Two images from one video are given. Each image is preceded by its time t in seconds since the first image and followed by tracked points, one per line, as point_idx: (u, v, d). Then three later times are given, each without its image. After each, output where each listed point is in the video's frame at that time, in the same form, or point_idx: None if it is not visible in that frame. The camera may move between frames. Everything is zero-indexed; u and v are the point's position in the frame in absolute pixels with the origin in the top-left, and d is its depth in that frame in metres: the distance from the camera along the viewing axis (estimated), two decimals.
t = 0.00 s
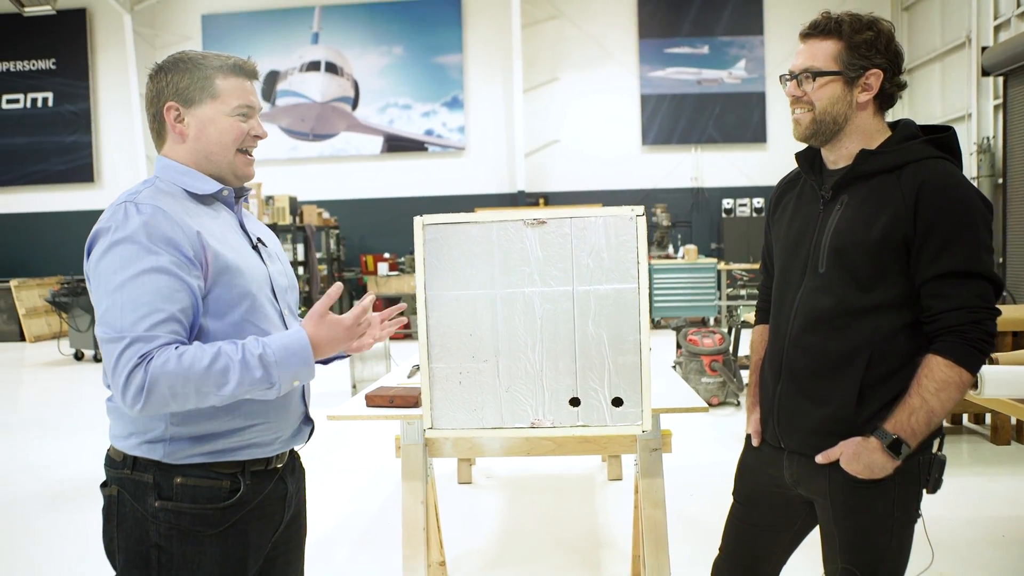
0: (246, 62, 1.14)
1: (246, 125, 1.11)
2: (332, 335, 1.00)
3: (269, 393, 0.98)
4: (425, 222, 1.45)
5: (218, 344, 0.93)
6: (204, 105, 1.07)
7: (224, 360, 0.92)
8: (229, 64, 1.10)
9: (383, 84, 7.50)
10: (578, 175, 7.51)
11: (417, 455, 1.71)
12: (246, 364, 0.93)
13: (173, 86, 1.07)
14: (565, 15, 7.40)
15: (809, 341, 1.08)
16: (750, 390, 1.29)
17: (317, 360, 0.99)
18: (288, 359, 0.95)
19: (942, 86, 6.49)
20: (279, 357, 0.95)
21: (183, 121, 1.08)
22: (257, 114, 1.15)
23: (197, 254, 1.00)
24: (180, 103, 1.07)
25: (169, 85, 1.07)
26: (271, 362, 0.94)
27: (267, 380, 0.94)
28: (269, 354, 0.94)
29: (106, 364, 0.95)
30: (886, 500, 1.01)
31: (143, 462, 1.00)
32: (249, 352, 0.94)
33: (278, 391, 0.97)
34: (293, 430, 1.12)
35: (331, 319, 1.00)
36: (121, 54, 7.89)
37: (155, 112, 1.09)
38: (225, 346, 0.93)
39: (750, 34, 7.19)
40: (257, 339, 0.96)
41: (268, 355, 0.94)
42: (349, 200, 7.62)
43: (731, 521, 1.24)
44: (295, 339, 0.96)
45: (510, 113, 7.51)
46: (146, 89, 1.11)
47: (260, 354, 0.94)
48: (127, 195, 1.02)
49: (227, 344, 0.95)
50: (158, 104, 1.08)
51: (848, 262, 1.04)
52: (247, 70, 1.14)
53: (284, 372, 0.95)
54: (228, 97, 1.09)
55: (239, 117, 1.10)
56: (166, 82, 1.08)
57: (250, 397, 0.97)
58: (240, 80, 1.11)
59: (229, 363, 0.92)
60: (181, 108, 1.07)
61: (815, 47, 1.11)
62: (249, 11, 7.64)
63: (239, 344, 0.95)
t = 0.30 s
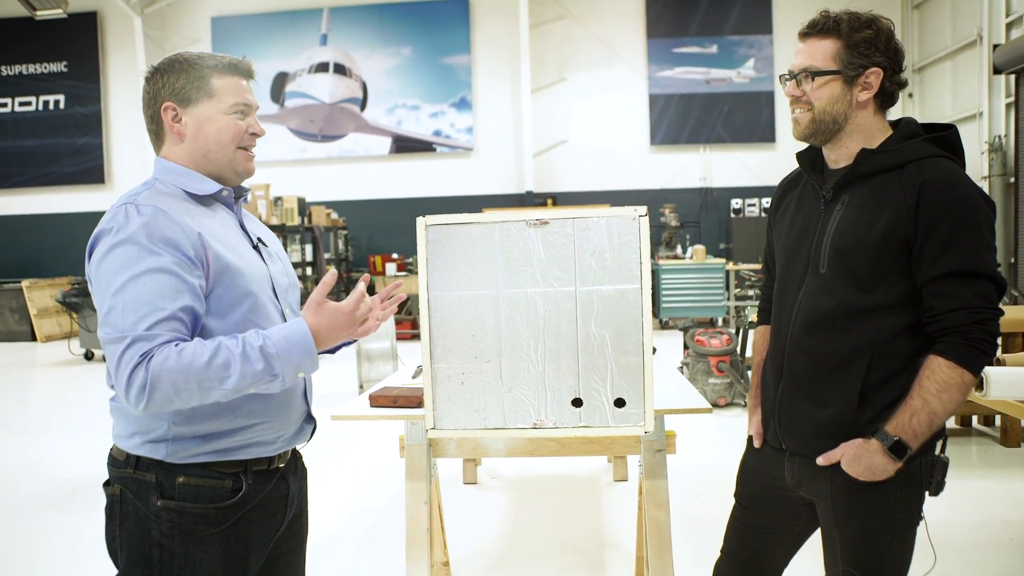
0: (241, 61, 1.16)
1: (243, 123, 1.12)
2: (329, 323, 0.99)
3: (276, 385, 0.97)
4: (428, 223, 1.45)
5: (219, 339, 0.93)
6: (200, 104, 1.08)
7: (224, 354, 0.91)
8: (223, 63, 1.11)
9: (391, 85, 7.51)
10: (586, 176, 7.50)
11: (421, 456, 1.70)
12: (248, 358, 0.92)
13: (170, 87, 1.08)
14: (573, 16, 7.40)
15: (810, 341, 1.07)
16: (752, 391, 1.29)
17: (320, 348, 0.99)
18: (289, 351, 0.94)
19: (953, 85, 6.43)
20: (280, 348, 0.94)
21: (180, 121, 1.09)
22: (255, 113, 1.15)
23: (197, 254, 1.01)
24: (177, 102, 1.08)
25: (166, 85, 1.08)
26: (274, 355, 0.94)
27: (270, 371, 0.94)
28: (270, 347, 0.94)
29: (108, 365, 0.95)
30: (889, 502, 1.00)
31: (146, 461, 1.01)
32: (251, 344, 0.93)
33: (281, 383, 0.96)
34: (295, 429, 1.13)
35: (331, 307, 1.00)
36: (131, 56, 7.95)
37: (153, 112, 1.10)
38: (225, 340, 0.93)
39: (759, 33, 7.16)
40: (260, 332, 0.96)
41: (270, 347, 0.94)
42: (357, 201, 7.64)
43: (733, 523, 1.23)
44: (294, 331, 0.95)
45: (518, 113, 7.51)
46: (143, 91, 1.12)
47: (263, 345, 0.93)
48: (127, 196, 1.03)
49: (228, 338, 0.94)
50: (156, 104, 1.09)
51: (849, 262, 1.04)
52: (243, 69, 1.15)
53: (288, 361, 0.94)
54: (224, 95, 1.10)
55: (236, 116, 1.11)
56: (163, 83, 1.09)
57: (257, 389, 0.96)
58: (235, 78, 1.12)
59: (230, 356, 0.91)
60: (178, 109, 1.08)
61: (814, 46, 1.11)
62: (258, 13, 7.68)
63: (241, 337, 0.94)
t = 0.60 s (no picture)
0: (226, 63, 1.16)
1: (233, 123, 1.13)
2: (315, 350, 1.03)
3: (261, 402, 1.00)
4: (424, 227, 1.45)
5: (215, 352, 0.95)
6: (190, 104, 1.09)
7: (221, 368, 0.94)
8: (210, 65, 1.12)
9: (393, 89, 7.53)
10: (588, 180, 7.50)
11: (418, 459, 1.70)
12: (244, 372, 0.95)
13: (159, 87, 1.08)
14: (576, 21, 7.41)
15: (806, 348, 1.07)
16: (748, 398, 1.28)
17: (304, 375, 1.02)
18: (278, 371, 0.98)
19: (956, 91, 6.44)
20: (272, 366, 0.98)
21: (170, 121, 1.08)
22: (242, 114, 1.16)
23: (189, 258, 1.00)
24: (167, 102, 1.08)
25: (155, 86, 1.08)
26: (266, 372, 0.97)
27: (258, 389, 0.96)
28: (263, 364, 0.97)
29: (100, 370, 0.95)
30: (883, 511, 1.00)
31: (136, 467, 1.00)
32: (245, 361, 0.96)
33: (264, 403, 0.99)
34: (287, 434, 1.12)
35: (323, 341, 1.05)
36: (134, 59, 7.96)
37: (141, 114, 1.09)
38: (222, 354, 0.95)
39: (761, 39, 7.17)
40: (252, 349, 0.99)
41: (265, 364, 0.97)
42: (359, 204, 7.65)
43: (727, 531, 1.22)
44: (284, 352, 1.00)
45: (520, 117, 7.52)
46: (129, 92, 1.11)
47: (256, 363, 0.96)
48: (118, 199, 1.02)
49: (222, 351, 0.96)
50: (145, 105, 1.08)
51: (845, 268, 1.03)
52: (227, 71, 1.16)
53: (278, 384, 0.98)
54: (213, 95, 1.10)
55: (225, 115, 1.11)
56: (152, 84, 1.08)
57: (237, 408, 0.99)
58: (221, 79, 1.12)
59: (226, 370, 0.94)
60: (169, 108, 1.08)
61: (809, 53, 1.10)
62: (261, 16, 7.70)
63: (235, 352, 0.97)
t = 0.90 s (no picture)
0: (223, 62, 1.16)
1: (231, 121, 1.12)
2: (312, 348, 1.04)
3: (255, 402, 0.99)
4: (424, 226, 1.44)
5: (208, 353, 0.95)
6: (187, 102, 1.08)
7: (215, 369, 0.93)
8: (206, 64, 1.12)
9: (395, 88, 7.52)
10: (590, 179, 7.49)
11: (420, 460, 1.69)
12: (237, 373, 0.95)
13: (156, 85, 1.07)
14: (577, 19, 7.40)
15: (807, 348, 1.06)
16: (751, 398, 1.27)
17: (300, 374, 1.02)
18: (272, 370, 0.97)
19: (959, 89, 6.41)
20: (266, 366, 0.97)
21: (168, 118, 1.08)
22: (240, 112, 1.16)
23: (183, 259, 1.00)
24: (164, 100, 1.07)
25: (152, 85, 1.08)
26: (260, 372, 0.96)
27: (253, 389, 0.96)
28: (258, 364, 0.96)
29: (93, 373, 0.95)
30: (888, 511, 0.99)
31: (131, 467, 1.00)
32: (239, 361, 0.95)
33: (258, 403, 0.99)
34: (285, 434, 1.12)
35: (320, 341, 1.06)
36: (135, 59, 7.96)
37: (138, 112, 1.09)
38: (216, 355, 0.95)
39: (763, 37, 7.15)
40: (246, 349, 0.98)
41: (259, 364, 0.96)
42: (361, 204, 7.66)
43: (730, 531, 1.22)
44: (280, 351, 0.99)
45: (522, 116, 7.51)
46: (126, 92, 1.11)
47: (250, 363, 0.96)
48: (111, 201, 1.02)
49: (215, 353, 0.96)
50: (142, 103, 1.08)
51: (846, 267, 1.02)
52: (224, 69, 1.16)
53: (272, 384, 0.98)
54: (210, 93, 1.10)
55: (222, 113, 1.11)
56: (149, 82, 1.08)
57: (232, 409, 0.98)
58: (218, 78, 1.12)
59: (219, 370, 0.93)
60: (166, 106, 1.07)
61: (810, 50, 1.10)
62: (262, 16, 7.70)
63: (229, 353, 0.96)
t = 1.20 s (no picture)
0: (234, 62, 1.17)
1: (242, 119, 1.13)
2: (319, 349, 1.04)
3: (258, 404, 0.99)
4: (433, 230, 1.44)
5: (212, 353, 0.95)
6: (198, 100, 1.09)
7: (218, 369, 0.93)
8: (218, 63, 1.12)
9: (404, 91, 7.54)
10: (597, 185, 7.49)
11: (423, 463, 1.68)
12: (241, 373, 0.94)
13: (168, 84, 1.08)
14: (586, 25, 7.41)
15: (816, 360, 1.06)
16: (759, 409, 1.26)
17: (305, 375, 1.02)
18: (277, 372, 0.97)
19: (969, 101, 6.39)
20: (271, 367, 0.97)
21: (179, 117, 1.08)
22: (251, 111, 1.16)
23: (191, 259, 1.00)
24: (176, 99, 1.08)
25: (164, 84, 1.08)
26: (265, 373, 0.96)
27: (257, 390, 0.96)
28: (262, 365, 0.96)
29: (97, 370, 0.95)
30: (896, 526, 0.98)
31: (134, 466, 1.00)
32: (243, 362, 0.95)
33: (262, 405, 0.99)
34: (289, 437, 1.12)
35: (326, 343, 1.05)
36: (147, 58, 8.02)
37: (149, 112, 1.10)
38: (220, 355, 0.95)
39: (773, 46, 7.15)
40: (251, 350, 0.98)
41: (263, 366, 0.96)
42: (368, 207, 7.69)
43: (735, 543, 1.21)
44: (285, 353, 0.99)
45: (530, 122, 7.52)
46: (138, 91, 1.11)
47: (254, 365, 0.96)
48: (121, 199, 1.02)
49: (219, 353, 0.96)
50: (153, 102, 1.08)
51: (859, 279, 1.01)
52: (236, 68, 1.16)
53: (276, 385, 0.97)
54: (220, 92, 1.10)
55: (233, 112, 1.11)
56: (160, 81, 1.08)
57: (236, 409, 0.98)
58: (230, 77, 1.13)
59: (223, 371, 0.93)
60: (177, 105, 1.08)
61: (824, 60, 1.09)
62: (273, 18, 7.74)
63: (233, 354, 0.96)
